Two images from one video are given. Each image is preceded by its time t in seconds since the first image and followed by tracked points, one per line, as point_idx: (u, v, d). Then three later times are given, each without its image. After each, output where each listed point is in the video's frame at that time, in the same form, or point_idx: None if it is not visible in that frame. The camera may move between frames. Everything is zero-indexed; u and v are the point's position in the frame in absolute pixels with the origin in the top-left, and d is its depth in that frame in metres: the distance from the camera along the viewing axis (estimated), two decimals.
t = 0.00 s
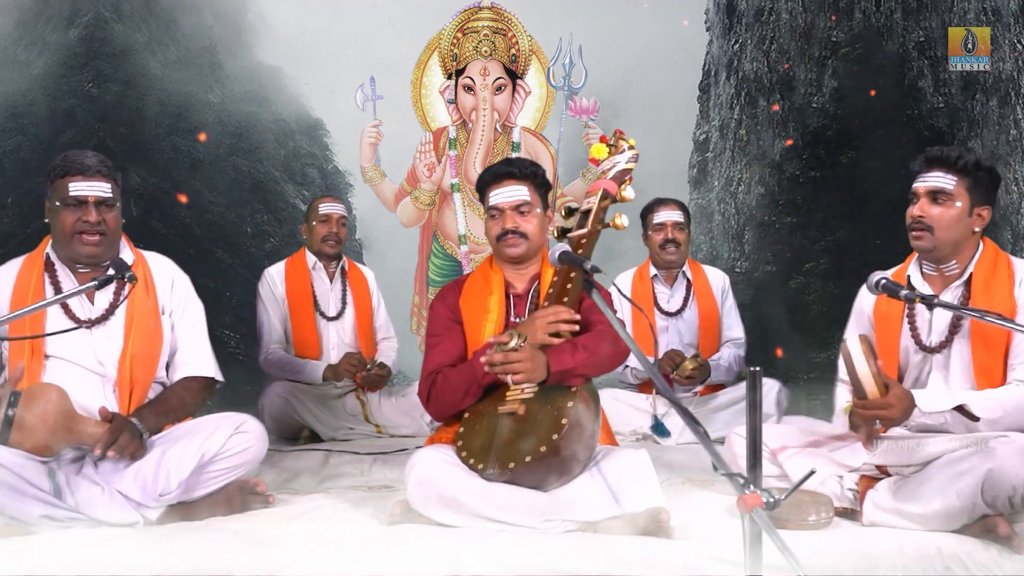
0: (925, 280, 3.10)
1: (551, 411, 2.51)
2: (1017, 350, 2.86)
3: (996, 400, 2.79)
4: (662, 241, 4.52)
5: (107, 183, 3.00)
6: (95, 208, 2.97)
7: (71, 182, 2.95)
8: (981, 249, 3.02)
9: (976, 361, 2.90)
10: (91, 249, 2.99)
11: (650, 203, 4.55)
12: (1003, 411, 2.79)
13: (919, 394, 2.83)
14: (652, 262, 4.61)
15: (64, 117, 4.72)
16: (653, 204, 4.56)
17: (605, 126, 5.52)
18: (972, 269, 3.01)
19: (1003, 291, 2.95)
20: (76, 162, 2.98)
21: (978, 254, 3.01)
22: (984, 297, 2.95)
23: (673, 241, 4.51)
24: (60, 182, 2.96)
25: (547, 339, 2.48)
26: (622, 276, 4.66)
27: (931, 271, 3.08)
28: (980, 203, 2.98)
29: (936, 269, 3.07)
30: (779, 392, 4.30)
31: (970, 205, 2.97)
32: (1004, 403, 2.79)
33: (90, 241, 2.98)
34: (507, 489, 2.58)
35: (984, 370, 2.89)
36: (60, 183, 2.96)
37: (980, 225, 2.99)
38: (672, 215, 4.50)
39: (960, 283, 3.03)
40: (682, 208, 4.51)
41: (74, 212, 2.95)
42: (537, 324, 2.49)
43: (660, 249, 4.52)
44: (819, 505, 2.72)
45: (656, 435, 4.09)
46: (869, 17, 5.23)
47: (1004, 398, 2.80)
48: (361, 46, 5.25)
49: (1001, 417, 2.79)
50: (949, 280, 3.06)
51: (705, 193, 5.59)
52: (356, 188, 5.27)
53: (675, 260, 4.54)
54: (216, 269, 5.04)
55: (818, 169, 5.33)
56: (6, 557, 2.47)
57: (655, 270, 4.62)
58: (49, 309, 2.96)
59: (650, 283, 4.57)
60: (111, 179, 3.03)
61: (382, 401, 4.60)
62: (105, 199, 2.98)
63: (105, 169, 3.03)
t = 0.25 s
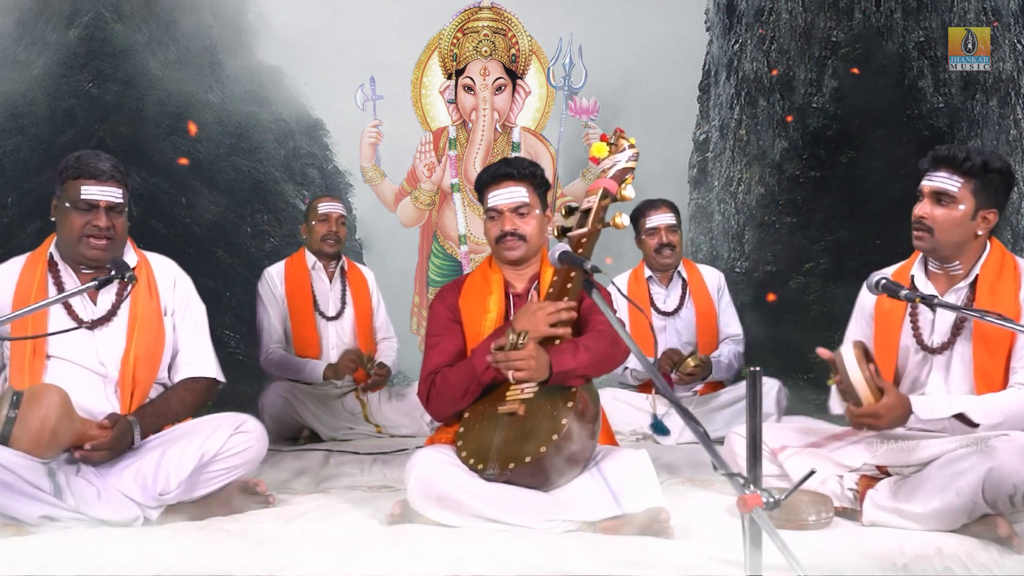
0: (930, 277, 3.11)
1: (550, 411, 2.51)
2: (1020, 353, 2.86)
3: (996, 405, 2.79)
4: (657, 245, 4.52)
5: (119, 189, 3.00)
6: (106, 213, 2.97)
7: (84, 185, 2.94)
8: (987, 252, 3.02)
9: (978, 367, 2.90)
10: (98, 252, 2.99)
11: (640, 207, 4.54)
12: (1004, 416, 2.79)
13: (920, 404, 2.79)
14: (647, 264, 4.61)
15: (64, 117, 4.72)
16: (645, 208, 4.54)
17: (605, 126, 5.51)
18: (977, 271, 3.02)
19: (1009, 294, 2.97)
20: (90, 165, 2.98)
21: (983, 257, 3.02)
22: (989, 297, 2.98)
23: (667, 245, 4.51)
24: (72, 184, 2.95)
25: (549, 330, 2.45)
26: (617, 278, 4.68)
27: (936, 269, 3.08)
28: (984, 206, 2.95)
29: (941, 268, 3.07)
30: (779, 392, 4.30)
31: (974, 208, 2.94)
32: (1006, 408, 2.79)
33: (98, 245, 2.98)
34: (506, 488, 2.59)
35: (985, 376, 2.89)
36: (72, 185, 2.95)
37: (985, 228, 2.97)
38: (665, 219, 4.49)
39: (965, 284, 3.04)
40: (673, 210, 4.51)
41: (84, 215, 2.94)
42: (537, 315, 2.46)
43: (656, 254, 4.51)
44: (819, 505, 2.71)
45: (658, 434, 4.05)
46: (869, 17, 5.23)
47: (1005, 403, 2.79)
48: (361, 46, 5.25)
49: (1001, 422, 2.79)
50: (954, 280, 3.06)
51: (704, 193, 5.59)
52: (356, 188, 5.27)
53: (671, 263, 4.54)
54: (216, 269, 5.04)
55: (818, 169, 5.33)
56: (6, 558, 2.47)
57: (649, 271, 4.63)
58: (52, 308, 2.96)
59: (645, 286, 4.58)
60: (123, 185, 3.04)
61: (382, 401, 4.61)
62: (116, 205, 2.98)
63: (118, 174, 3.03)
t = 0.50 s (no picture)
0: (941, 280, 3.11)
1: (550, 412, 2.51)
2: None
3: (1002, 414, 2.77)
4: (654, 250, 4.51)
5: (122, 191, 3.00)
6: (109, 216, 2.97)
7: (87, 188, 2.94)
8: (1000, 255, 3.02)
9: (984, 373, 2.90)
10: (101, 255, 2.99)
11: (636, 210, 4.52)
12: (1009, 424, 2.77)
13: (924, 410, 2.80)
14: (644, 267, 4.59)
15: (65, 118, 4.71)
16: (641, 212, 4.52)
17: (605, 126, 5.51)
18: (989, 274, 3.02)
19: (1019, 296, 2.97)
20: (93, 167, 2.97)
21: (996, 260, 3.02)
22: (1000, 298, 2.98)
23: (664, 249, 4.50)
24: (75, 186, 2.95)
25: (547, 343, 2.47)
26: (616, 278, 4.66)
27: (948, 271, 3.09)
28: (999, 210, 2.96)
29: (953, 271, 3.07)
30: (779, 392, 4.30)
31: (989, 212, 2.95)
32: (1010, 417, 2.78)
33: (101, 247, 2.98)
34: (506, 489, 2.58)
35: (990, 380, 2.89)
36: (75, 187, 2.95)
37: (998, 232, 2.98)
38: (660, 222, 4.48)
39: (976, 287, 3.05)
40: (668, 213, 4.50)
41: (88, 217, 2.95)
42: (538, 326, 2.48)
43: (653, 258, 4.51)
44: (819, 505, 2.71)
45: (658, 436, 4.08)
46: (869, 17, 5.23)
47: (1010, 411, 2.78)
48: (361, 46, 5.25)
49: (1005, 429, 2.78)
50: (965, 282, 3.07)
51: (704, 193, 5.59)
52: (356, 188, 5.27)
53: (667, 267, 4.54)
54: (216, 269, 5.04)
55: (817, 169, 5.34)
56: (6, 558, 2.47)
57: (647, 274, 4.61)
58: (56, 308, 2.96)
59: (642, 287, 4.56)
60: (126, 186, 3.03)
61: (382, 402, 4.60)
62: (119, 207, 2.99)
63: (121, 176, 3.02)
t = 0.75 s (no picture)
0: (946, 273, 3.11)
1: (549, 411, 2.51)
2: None
3: (997, 391, 2.77)
4: (654, 248, 4.53)
5: (136, 191, 3.02)
6: (123, 215, 2.98)
7: (102, 187, 2.94)
8: (1005, 249, 3.02)
9: (987, 362, 2.90)
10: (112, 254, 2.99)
11: (637, 208, 4.53)
12: (1009, 411, 2.78)
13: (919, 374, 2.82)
14: (646, 266, 4.61)
15: (65, 117, 4.71)
16: (642, 209, 4.53)
17: (605, 127, 5.51)
18: (994, 267, 3.01)
19: (1021, 289, 2.95)
20: (108, 167, 2.98)
21: (1001, 254, 3.01)
22: (1002, 293, 2.96)
23: (664, 248, 4.51)
24: (89, 185, 2.95)
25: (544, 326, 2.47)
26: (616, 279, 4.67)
27: (953, 264, 3.09)
28: (1004, 204, 2.96)
29: (958, 263, 3.08)
30: (779, 392, 4.30)
31: (994, 205, 2.96)
32: (1004, 395, 2.77)
33: (113, 247, 2.98)
34: (506, 489, 2.59)
35: (993, 370, 2.89)
36: (89, 186, 2.95)
37: (1003, 226, 2.98)
38: (661, 220, 4.48)
39: (980, 280, 3.03)
40: (670, 212, 4.49)
41: (101, 216, 2.95)
42: (531, 312, 2.48)
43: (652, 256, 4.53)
44: (820, 505, 2.71)
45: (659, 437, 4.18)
46: (869, 17, 5.23)
47: (1008, 390, 2.77)
48: (362, 46, 5.25)
49: (1001, 408, 2.77)
50: (969, 276, 3.07)
51: (705, 193, 5.58)
52: (356, 188, 5.27)
53: (667, 266, 4.56)
54: (216, 269, 5.04)
55: (818, 169, 5.34)
56: (6, 558, 2.47)
57: (647, 273, 4.63)
58: (62, 306, 2.96)
59: (643, 286, 4.57)
60: (139, 186, 3.05)
61: (382, 402, 4.61)
62: (133, 207, 3.00)
63: (135, 176, 3.05)
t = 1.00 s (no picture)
0: (937, 279, 3.12)
1: (550, 412, 2.51)
2: None
3: (997, 398, 2.79)
4: (660, 249, 4.52)
5: (142, 191, 3.02)
6: (131, 215, 2.98)
7: (109, 187, 2.95)
8: (997, 250, 3.02)
9: (985, 366, 2.90)
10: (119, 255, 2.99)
11: (649, 207, 4.50)
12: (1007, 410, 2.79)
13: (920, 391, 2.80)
14: (653, 266, 4.61)
15: (64, 118, 4.71)
16: (655, 207, 4.50)
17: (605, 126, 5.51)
18: (985, 270, 3.01)
19: (1015, 291, 2.97)
20: (114, 167, 2.98)
21: (991, 256, 3.02)
22: (995, 294, 2.97)
23: (670, 251, 4.50)
24: (95, 185, 2.95)
25: (549, 340, 2.47)
26: (623, 276, 4.63)
27: (944, 270, 3.09)
28: (992, 205, 2.96)
29: (950, 269, 3.08)
30: (779, 394, 4.31)
31: (982, 206, 2.96)
32: (1006, 402, 2.80)
33: (121, 247, 2.97)
34: (505, 489, 2.58)
35: (991, 373, 2.89)
36: (95, 186, 2.95)
37: (993, 226, 2.99)
38: (670, 223, 4.46)
39: (973, 283, 3.04)
40: (681, 214, 4.46)
41: (109, 216, 2.95)
42: (537, 325, 2.48)
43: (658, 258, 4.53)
44: (819, 505, 2.71)
45: (659, 439, 4.19)
46: (869, 17, 5.23)
47: (1007, 397, 2.80)
48: (361, 46, 5.25)
49: (1003, 416, 2.80)
50: (962, 280, 3.07)
51: (704, 193, 5.57)
52: (356, 188, 5.27)
53: (673, 268, 4.55)
54: (216, 269, 5.04)
55: (817, 169, 5.34)
56: (7, 558, 2.47)
57: (656, 274, 4.62)
58: (64, 305, 2.96)
59: (651, 288, 4.56)
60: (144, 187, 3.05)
61: (382, 402, 4.59)
62: (139, 206, 3.00)
63: (140, 176, 3.05)
